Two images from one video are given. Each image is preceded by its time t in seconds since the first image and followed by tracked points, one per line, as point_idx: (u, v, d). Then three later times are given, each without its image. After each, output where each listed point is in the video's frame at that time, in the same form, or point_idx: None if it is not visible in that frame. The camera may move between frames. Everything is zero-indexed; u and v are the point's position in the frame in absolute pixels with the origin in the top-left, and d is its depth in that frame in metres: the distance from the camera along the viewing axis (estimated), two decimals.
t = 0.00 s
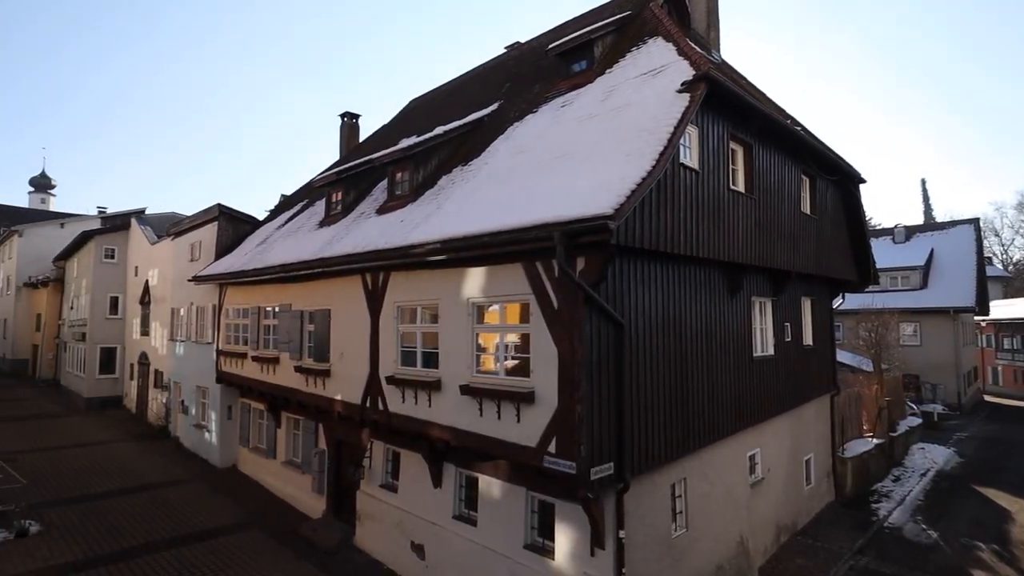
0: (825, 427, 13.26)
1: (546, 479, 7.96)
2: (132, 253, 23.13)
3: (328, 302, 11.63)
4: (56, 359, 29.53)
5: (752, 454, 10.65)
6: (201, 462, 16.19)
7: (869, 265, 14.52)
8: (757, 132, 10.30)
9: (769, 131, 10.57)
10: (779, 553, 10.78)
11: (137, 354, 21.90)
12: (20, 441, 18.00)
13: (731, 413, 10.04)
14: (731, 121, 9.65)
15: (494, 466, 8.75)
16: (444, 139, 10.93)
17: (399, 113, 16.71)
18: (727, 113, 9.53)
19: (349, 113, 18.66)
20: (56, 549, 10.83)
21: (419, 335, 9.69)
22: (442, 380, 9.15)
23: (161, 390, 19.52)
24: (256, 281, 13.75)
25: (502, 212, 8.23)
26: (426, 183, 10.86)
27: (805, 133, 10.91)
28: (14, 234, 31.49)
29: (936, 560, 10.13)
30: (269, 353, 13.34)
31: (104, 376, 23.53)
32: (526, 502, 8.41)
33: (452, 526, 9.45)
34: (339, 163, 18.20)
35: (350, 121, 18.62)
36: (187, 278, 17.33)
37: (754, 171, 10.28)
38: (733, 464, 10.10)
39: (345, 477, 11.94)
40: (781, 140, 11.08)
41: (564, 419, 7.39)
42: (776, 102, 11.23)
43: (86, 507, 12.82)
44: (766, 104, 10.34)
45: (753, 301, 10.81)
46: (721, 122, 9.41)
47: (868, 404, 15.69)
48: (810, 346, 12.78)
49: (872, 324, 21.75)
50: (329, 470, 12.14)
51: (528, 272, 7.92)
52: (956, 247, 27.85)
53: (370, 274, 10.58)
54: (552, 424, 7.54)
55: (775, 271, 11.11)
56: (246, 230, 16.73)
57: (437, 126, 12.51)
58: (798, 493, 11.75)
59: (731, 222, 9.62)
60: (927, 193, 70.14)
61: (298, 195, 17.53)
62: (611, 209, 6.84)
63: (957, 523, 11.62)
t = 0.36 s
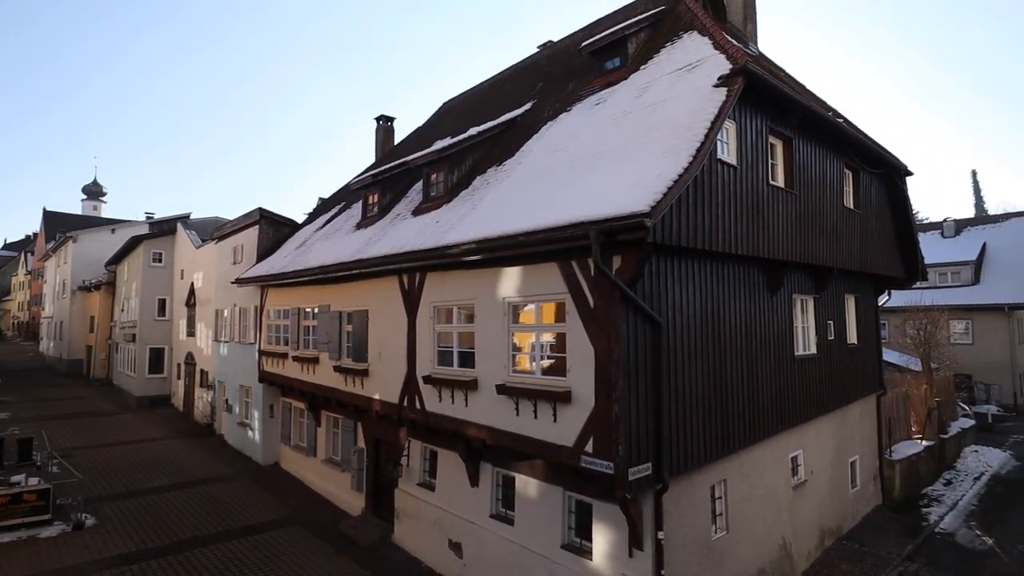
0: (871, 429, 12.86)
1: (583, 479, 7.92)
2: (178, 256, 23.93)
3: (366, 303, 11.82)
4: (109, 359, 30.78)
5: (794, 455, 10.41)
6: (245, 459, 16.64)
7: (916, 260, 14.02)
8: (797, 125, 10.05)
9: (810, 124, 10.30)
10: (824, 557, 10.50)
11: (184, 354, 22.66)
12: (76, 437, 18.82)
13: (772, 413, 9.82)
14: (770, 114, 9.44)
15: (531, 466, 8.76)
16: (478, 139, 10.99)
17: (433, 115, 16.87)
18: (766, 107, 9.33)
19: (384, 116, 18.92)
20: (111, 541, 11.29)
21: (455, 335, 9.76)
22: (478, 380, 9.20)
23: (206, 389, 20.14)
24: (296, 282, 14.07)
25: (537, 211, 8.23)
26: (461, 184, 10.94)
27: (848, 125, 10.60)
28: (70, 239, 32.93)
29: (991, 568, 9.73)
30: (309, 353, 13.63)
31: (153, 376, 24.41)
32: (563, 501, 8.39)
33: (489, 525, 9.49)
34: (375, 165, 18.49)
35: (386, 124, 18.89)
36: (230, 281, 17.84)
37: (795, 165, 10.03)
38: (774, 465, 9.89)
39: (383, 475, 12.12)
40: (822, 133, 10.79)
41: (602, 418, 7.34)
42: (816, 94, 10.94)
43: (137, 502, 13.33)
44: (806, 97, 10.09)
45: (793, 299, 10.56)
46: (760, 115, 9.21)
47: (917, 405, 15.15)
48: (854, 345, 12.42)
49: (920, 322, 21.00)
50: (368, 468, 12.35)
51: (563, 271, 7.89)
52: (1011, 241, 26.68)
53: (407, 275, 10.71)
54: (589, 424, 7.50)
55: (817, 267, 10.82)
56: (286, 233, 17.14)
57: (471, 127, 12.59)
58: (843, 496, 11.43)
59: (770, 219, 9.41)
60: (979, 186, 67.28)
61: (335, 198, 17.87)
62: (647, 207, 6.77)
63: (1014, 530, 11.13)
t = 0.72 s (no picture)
0: (916, 430, 12.47)
1: (618, 479, 7.87)
2: (218, 259, 24.61)
3: (400, 303, 11.97)
4: (153, 359, 31.84)
5: (835, 457, 10.15)
6: (283, 457, 17.02)
7: (963, 255, 13.52)
8: (836, 118, 9.80)
9: (849, 116, 10.03)
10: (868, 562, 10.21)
11: (224, 355, 23.28)
12: (123, 435, 19.51)
13: (812, 413, 9.60)
14: (806, 107, 9.22)
15: (565, 465, 8.74)
16: (509, 139, 11.02)
17: (464, 116, 16.97)
18: (803, 99, 9.12)
19: (415, 118, 19.12)
20: (157, 536, 11.67)
21: (488, 334, 9.80)
22: (511, 379, 9.21)
23: (246, 389, 20.66)
24: (331, 284, 14.34)
25: (570, 210, 8.20)
26: (492, 184, 10.98)
27: (889, 116, 10.28)
28: (116, 244, 34.21)
29: None
30: (344, 353, 13.86)
31: (195, 375, 25.16)
32: (597, 501, 8.34)
33: (524, 524, 9.50)
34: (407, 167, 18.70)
35: (417, 126, 19.08)
36: (268, 283, 18.26)
37: (833, 159, 9.78)
38: (815, 466, 9.66)
39: (418, 474, 12.24)
40: (862, 126, 10.50)
41: (637, 418, 7.27)
42: (855, 86, 10.65)
43: (181, 497, 13.76)
44: (845, 88, 9.83)
45: (833, 296, 10.29)
46: (797, 109, 9.01)
47: (964, 405, 14.62)
48: (897, 343, 12.04)
49: (967, 319, 20.26)
50: (403, 466, 12.49)
51: (596, 269, 7.84)
52: None
53: (440, 275, 10.79)
54: (624, 424, 7.43)
55: (858, 264, 10.53)
56: (321, 235, 17.47)
57: (502, 127, 12.62)
58: (887, 499, 11.11)
59: (808, 214, 9.18)
60: None
61: (368, 200, 18.13)
62: (681, 204, 6.68)
63: None
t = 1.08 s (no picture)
0: (962, 432, 12.05)
1: (651, 479, 7.79)
2: (254, 262, 25.19)
3: (431, 303, 12.07)
4: (193, 359, 32.78)
5: (876, 458, 9.88)
6: (318, 455, 17.33)
7: (1011, 250, 13.01)
8: (874, 110, 9.54)
9: (889, 108, 9.76)
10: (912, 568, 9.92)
11: (260, 355, 23.82)
12: (166, 433, 20.13)
13: (852, 413, 9.35)
14: (844, 100, 8.99)
15: (597, 465, 8.69)
16: (539, 138, 11.02)
17: (493, 116, 17.03)
18: (840, 92, 8.90)
19: (445, 119, 19.24)
20: (198, 531, 12.00)
21: (519, 334, 9.81)
22: (542, 379, 9.20)
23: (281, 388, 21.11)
24: (364, 284, 14.54)
25: (601, 209, 8.16)
26: (523, 184, 10.99)
27: (931, 107, 9.96)
28: (157, 248, 35.35)
29: None
30: (377, 353, 14.04)
31: (233, 375, 25.80)
32: (630, 502, 8.27)
33: (557, 524, 9.48)
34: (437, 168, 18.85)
35: (447, 127, 19.21)
36: (302, 284, 18.61)
37: (872, 152, 9.52)
38: (855, 468, 9.42)
39: (450, 472, 12.33)
40: (902, 118, 10.19)
41: (670, 418, 7.19)
42: (895, 77, 10.35)
43: (221, 494, 14.12)
44: (884, 79, 9.56)
45: (873, 293, 10.01)
46: (833, 101, 8.79)
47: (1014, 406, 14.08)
48: (941, 342, 11.66)
49: (1016, 317, 19.49)
50: (436, 465, 12.60)
51: (628, 267, 7.78)
52: None
53: (471, 275, 10.85)
54: (657, 424, 7.35)
55: (899, 260, 10.23)
56: (353, 237, 17.73)
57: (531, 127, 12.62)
58: (931, 502, 10.77)
59: (846, 209, 8.95)
60: None
61: (399, 201, 18.33)
62: (714, 201, 6.59)
63: None
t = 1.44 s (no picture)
0: (1005, 433, 11.67)
1: (681, 479, 7.71)
2: (284, 263, 25.64)
3: (458, 303, 12.14)
4: (226, 359, 33.50)
5: (914, 460, 9.62)
6: (348, 453, 17.57)
7: None
8: (909, 102, 9.29)
9: (925, 99, 9.50)
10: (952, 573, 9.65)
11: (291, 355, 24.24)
12: (201, 431, 20.64)
13: (888, 413, 9.13)
14: (878, 93, 8.78)
15: (626, 465, 8.64)
16: (565, 137, 10.98)
17: (519, 116, 17.05)
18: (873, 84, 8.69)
19: (470, 120, 19.32)
20: (232, 526, 12.28)
21: (547, 333, 9.81)
22: (570, 378, 9.18)
23: (311, 387, 21.46)
24: (392, 285, 14.70)
25: (628, 207, 8.10)
26: (549, 183, 10.98)
27: (970, 98, 9.67)
28: (191, 250, 36.27)
29: None
30: (405, 352, 14.17)
31: (264, 375, 26.31)
32: (659, 503, 8.19)
33: (585, 524, 9.44)
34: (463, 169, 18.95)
35: (472, 127, 19.28)
36: (331, 285, 18.88)
37: (908, 145, 9.28)
38: (892, 470, 9.20)
39: (478, 472, 12.39)
40: (939, 109, 9.91)
41: (700, 417, 7.11)
42: (932, 68, 10.07)
43: (254, 491, 14.41)
44: (919, 71, 9.31)
45: (909, 291, 9.75)
46: (867, 95, 8.59)
47: None
48: (982, 340, 11.31)
49: None
50: (463, 464, 12.67)
51: (656, 266, 7.71)
52: None
53: (498, 275, 10.88)
54: (687, 423, 7.27)
55: (937, 256, 9.95)
56: (380, 238, 17.92)
57: (557, 126, 12.61)
58: (972, 505, 10.47)
59: (880, 204, 8.74)
60: None
61: (426, 202, 18.46)
62: (744, 197, 6.50)
63: None
